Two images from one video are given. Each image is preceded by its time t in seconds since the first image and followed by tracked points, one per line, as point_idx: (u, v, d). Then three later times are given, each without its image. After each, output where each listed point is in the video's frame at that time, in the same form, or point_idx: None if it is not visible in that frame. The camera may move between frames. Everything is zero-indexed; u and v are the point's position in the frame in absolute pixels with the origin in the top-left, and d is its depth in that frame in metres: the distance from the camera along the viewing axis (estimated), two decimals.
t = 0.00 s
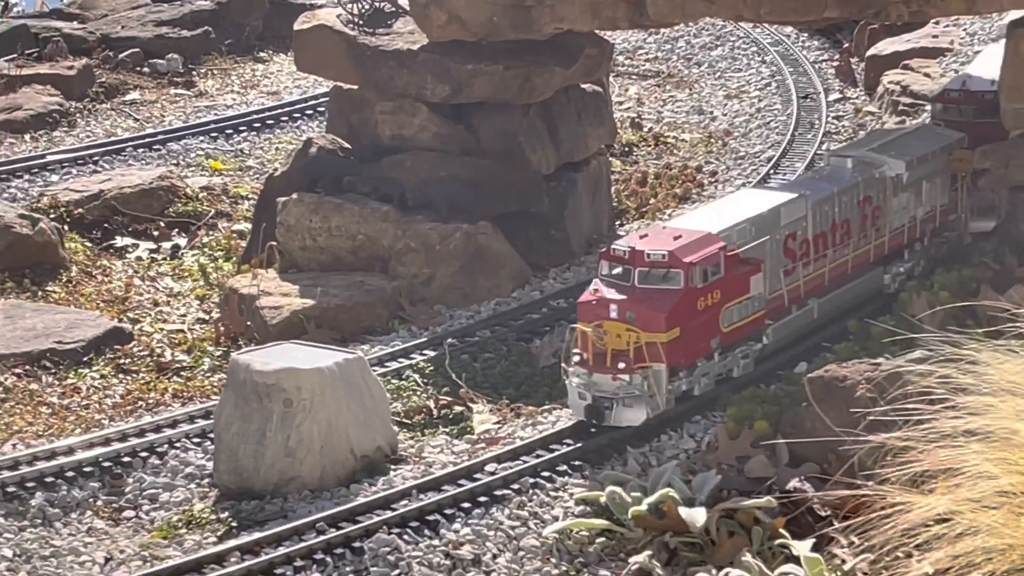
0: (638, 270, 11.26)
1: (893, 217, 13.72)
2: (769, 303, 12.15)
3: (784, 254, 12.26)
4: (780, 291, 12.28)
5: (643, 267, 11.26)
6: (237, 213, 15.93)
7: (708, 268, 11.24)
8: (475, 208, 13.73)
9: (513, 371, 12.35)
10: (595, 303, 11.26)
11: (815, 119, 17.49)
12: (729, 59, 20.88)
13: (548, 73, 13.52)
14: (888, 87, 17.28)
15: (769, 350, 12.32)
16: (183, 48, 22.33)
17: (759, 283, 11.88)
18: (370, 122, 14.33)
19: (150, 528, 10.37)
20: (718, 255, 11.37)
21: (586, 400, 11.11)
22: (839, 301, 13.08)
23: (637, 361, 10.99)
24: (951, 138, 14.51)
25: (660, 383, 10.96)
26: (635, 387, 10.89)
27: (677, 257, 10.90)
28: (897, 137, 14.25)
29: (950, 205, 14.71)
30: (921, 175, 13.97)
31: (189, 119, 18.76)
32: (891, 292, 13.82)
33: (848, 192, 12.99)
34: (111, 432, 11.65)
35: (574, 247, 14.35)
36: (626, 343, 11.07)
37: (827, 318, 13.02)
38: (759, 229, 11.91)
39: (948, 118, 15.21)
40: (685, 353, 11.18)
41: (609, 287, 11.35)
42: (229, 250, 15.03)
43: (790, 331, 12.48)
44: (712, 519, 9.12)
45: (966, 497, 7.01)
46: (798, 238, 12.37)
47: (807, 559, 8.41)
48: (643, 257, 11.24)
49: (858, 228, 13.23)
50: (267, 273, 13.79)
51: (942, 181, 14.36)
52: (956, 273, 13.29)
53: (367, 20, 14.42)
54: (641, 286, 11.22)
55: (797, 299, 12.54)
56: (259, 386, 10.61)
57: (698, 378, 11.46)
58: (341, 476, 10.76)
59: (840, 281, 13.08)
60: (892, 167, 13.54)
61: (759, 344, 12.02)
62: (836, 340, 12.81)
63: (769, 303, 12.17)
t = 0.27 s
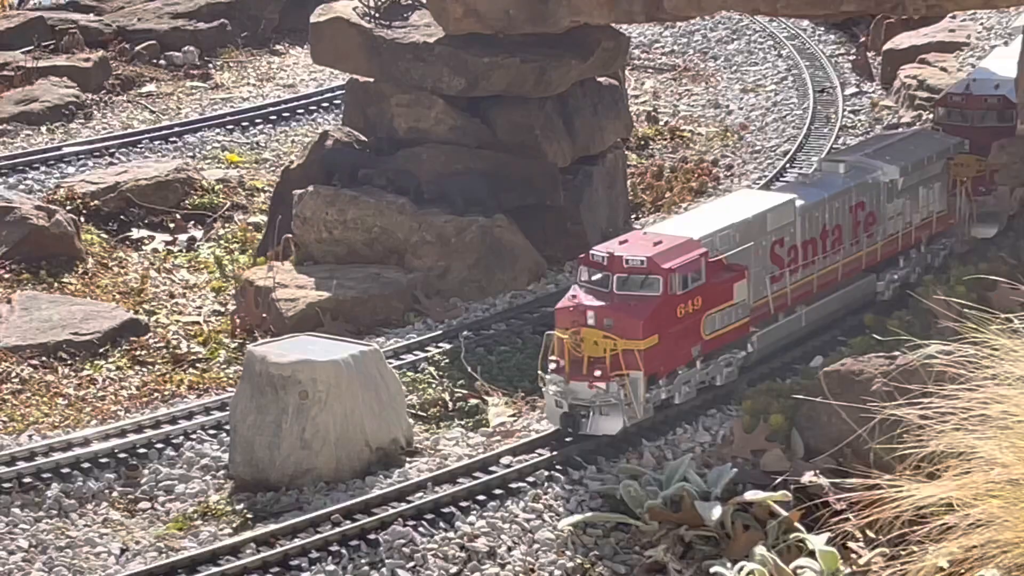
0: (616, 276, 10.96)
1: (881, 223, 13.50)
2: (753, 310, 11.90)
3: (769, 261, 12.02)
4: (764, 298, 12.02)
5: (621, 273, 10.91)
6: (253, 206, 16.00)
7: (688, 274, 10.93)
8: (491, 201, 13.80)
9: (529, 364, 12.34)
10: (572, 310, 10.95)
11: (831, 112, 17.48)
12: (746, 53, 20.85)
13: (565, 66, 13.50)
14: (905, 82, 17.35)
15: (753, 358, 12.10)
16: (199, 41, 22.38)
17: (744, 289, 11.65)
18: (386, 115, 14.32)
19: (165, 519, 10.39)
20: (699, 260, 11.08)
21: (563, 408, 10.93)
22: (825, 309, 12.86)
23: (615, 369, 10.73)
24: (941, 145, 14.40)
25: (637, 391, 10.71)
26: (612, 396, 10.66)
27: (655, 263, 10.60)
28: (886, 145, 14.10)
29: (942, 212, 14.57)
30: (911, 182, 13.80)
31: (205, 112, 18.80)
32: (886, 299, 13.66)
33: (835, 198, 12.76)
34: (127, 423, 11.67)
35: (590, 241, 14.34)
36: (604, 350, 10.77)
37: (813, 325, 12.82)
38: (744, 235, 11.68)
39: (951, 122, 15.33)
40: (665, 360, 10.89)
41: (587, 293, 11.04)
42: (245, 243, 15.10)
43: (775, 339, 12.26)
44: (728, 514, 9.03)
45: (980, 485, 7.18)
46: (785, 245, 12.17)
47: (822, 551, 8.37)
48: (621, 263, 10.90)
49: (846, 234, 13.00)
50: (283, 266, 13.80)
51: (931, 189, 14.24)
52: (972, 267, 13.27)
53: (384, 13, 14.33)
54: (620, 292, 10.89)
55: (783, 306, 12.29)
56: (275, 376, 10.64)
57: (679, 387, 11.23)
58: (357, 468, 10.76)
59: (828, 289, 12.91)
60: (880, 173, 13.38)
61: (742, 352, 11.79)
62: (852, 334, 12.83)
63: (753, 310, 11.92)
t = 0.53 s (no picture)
0: (590, 282, 10.67)
1: (873, 229, 13.11)
2: (734, 318, 11.55)
3: (752, 268, 11.67)
4: (747, 306, 11.66)
5: (595, 279, 10.63)
6: (266, 200, 16.08)
7: (664, 281, 10.61)
8: (504, 195, 13.85)
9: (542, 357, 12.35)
10: (546, 316, 10.68)
11: (845, 109, 17.50)
12: (759, 49, 20.85)
13: (578, 60, 13.47)
14: (919, 79, 17.26)
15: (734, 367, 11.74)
16: (213, 36, 22.43)
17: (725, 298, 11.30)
18: (400, 109, 14.34)
19: (178, 511, 10.39)
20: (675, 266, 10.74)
21: (535, 417, 10.66)
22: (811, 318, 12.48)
23: (587, 377, 10.45)
24: (939, 150, 13.95)
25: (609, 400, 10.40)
26: (584, 404, 10.38)
27: (627, 270, 10.28)
28: (883, 150, 13.69)
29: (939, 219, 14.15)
30: (906, 188, 13.38)
31: (219, 106, 18.85)
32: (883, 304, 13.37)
33: (822, 204, 12.41)
34: (140, 416, 11.68)
35: (603, 235, 14.33)
36: (576, 358, 10.49)
37: (798, 334, 12.45)
38: (726, 241, 11.32)
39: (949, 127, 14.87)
40: (639, 368, 10.57)
41: (561, 299, 10.77)
42: (258, 236, 15.19)
43: (758, 348, 11.89)
44: (740, 508, 9.01)
45: (993, 481, 7.29)
46: (769, 252, 11.82)
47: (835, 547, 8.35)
48: (595, 269, 10.62)
49: (834, 241, 12.62)
50: (296, 259, 13.83)
51: (928, 196, 13.80)
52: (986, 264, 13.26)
53: (397, 7, 14.42)
54: (593, 299, 10.61)
55: (766, 314, 11.94)
56: (288, 368, 10.63)
57: (656, 396, 10.89)
58: (369, 461, 10.74)
59: (814, 298, 12.53)
60: (873, 179, 12.98)
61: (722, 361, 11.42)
62: (865, 329, 12.85)
63: (735, 318, 11.56)
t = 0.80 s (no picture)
0: (560, 291, 10.47)
1: (858, 240, 12.84)
2: (709, 330, 11.32)
3: (728, 278, 11.46)
4: (723, 318, 11.43)
5: (565, 289, 10.42)
6: (276, 197, 16.11)
7: (635, 291, 10.38)
8: (515, 193, 13.83)
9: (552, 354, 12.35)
10: (515, 326, 10.47)
11: (855, 108, 17.53)
12: (770, 48, 20.85)
13: (590, 58, 13.48)
14: (930, 78, 17.35)
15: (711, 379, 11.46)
16: (223, 33, 22.47)
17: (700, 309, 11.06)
18: (410, 106, 14.37)
19: (188, 507, 10.38)
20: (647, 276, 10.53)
21: (502, 429, 10.44)
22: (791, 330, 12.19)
23: (555, 389, 10.25)
24: (928, 160, 13.66)
25: (577, 411, 10.18)
26: (550, 416, 10.18)
27: (595, 279, 10.07)
28: (871, 159, 13.43)
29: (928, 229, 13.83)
30: (891, 199, 13.10)
31: (229, 103, 18.89)
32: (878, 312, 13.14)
33: (804, 214, 12.18)
34: (150, 411, 11.67)
35: (613, 233, 14.36)
36: (544, 369, 10.27)
37: (779, 346, 12.20)
38: (702, 251, 11.10)
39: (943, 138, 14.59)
40: (609, 380, 10.34)
41: (531, 308, 10.58)
42: (269, 233, 15.22)
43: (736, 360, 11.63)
44: (750, 505, 9.01)
45: (999, 481, 7.37)
46: (747, 262, 11.60)
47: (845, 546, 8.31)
48: (565, 278, 10.41)
49: (816, 251, 12.38)
50: (306, 256, 13.84)
51: (916, 206, 13.48)
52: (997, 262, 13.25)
53: (409, 4, 14.48)
54: (562, 309, 10.39)
55: (742, 326, 11.70)
56: (299, 364, 10.59)
57: (627, 409, 10.64)
58: (380, 459, 10.67)
59: (794, 309, 12.28)
60: (857, 189, 12.73)
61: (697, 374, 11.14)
62: (876, 328, 12.86)
63: (710, 330, 11.33)
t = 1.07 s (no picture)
0: (525, 302, 10.17)
1: (839, 251, 12.52)
2: (680, 342, 11.02)
3: (700, 289, 11.16)
4: (696, 330, 11.15)
5: (530, 300, 10.13)
6: (285, 195, 16.12)
7: (602, 303, 10.09)
8: (523, 190, 13.98)
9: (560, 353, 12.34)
10: (479, 338, 10.18)
11: (863, 107, 17.56)
12: (778, 47, 20.85)
13: (598, 56, 13.50)
14: (938, 76, 17.39)
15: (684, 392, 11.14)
16: (232, 31, 22.50)
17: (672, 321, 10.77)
18: (419, 104, 14.42)
19: (197, 504, 10.37)
20: (614, 288, 10.24)
21: (466, 442, 10.15)
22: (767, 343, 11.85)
23: (519, 402, 9.95)
24: (913, 169, 13.30)
25: (541, 425, 9.89)
26: (513, 429, 9.88)
27: (560, 289, 9.78)
28: (855, 168, 13.11)
29: (914, 239, 13.44)
30: (874, 210, 12.78)
31: (238, 101, 18.92)
32: (864, 322, 12.80)
33: (782, 224, 11.88)
34: (158, 409, 11.66)
35: (622, 231, 14.37)
36: (508, 381, 9.97)
37: (755, 359, 11.88)
38: (673, 261, 10.82)
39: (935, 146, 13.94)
40: (574, 393, 10.04)
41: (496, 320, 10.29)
42: (277, 231, 15.24)
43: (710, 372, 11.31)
44: (758, 503, 9.05)
45: (1003, 480, 7.41)
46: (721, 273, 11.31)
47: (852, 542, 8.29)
48: (530, 288, 10.11)
49: (794, 262, 12.07)
50: (314, 254, 13.86)
51: (899, 216, 13.13)
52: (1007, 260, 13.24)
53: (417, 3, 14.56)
54: (527, 320, 10.10)
55: (716, 338, 11.39)
56: (307, 363, 10.58)
57: (594, 422, 10.32)
58: (389, 457, 10.65)
59: (772, 321, 11.98)
60: (836, 199, 12.42)
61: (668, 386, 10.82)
62: (885, 326, 12.86)
63: (681, 342, 11.02)
